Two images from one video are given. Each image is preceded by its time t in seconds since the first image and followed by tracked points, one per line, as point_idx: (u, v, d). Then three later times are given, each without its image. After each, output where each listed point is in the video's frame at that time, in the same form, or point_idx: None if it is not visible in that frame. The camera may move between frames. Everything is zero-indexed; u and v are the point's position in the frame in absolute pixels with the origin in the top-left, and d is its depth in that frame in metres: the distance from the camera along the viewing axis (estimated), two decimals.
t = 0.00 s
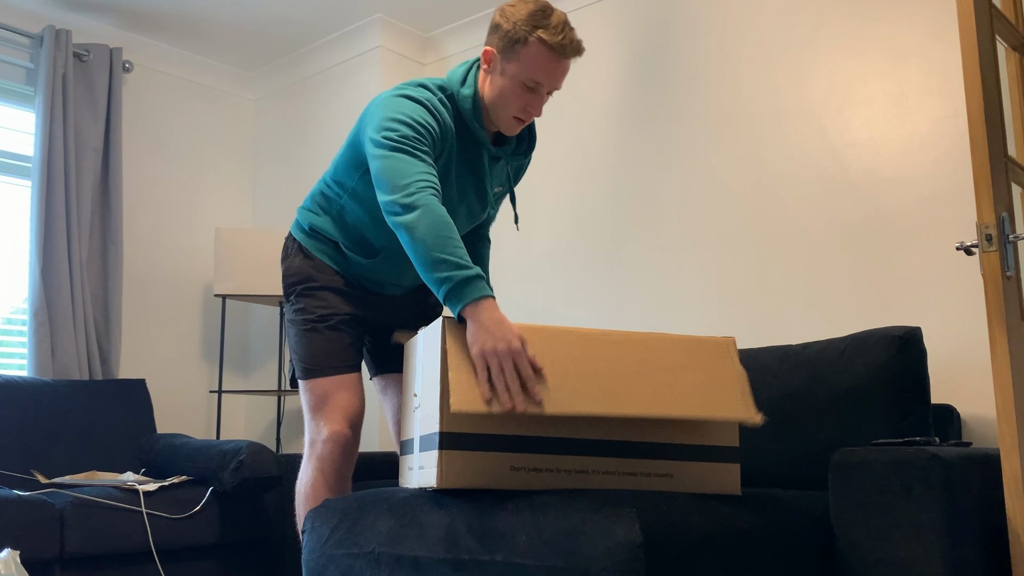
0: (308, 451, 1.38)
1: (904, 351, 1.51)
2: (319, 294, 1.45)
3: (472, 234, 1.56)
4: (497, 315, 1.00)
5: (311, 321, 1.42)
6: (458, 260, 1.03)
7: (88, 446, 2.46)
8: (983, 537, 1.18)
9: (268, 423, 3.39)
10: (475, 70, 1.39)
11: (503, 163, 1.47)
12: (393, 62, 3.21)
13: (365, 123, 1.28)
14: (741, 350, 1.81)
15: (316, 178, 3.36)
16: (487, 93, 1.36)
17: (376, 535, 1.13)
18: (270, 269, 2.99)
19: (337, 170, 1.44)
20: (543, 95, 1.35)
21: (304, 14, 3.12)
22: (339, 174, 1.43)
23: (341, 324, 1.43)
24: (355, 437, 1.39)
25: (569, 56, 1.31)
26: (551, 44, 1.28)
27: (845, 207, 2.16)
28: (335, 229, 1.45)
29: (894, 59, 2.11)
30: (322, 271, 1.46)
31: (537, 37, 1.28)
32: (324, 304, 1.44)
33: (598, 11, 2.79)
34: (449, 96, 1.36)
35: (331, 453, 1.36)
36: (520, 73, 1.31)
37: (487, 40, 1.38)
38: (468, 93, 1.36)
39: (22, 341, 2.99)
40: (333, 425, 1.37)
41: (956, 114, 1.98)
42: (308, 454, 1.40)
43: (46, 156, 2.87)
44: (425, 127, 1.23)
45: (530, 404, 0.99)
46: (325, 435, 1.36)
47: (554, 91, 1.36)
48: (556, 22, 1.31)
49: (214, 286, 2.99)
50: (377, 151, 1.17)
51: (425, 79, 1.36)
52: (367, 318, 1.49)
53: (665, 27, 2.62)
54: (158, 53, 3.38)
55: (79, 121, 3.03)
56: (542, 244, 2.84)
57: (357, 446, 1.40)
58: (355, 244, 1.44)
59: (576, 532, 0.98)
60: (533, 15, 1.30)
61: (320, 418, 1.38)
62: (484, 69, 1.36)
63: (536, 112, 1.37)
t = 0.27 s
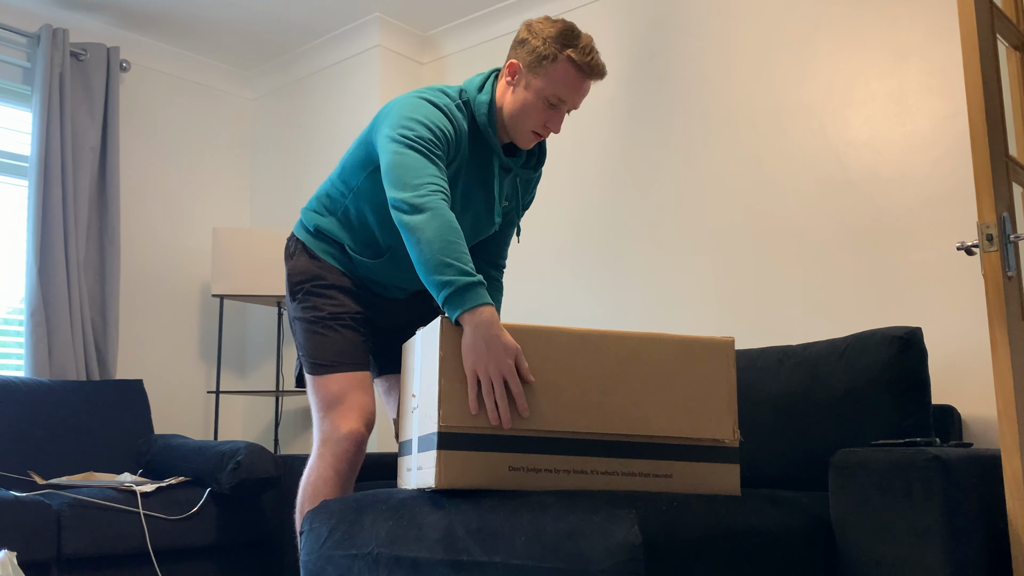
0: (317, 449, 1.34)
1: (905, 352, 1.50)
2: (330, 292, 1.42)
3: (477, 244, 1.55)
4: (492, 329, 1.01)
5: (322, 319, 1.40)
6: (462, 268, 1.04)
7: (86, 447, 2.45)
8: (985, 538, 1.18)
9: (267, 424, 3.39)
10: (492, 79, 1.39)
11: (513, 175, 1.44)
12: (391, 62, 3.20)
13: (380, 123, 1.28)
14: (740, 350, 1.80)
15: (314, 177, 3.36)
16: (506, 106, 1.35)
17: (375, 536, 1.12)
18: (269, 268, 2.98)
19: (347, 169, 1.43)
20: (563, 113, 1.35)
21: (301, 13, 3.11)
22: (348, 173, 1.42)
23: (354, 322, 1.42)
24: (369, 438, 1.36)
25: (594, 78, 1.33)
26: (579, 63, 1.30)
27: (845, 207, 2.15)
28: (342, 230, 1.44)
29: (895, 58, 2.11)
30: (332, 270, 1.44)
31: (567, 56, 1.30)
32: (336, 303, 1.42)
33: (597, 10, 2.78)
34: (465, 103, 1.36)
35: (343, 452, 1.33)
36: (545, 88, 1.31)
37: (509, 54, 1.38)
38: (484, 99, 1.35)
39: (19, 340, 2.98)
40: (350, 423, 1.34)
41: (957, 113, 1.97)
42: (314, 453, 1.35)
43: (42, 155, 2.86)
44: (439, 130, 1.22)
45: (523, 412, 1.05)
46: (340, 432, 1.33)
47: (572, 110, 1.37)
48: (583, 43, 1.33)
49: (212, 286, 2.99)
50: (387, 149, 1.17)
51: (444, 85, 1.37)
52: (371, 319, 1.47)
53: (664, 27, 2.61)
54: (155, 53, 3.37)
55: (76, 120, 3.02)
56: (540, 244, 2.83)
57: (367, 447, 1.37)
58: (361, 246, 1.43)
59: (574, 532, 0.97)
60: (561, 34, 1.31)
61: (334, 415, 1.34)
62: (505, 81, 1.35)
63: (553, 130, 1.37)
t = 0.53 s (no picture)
0: (304, 450, 1.33)
1: (905, 352, 1.50)
2: (315, 293, 1.40)
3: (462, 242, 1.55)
4: (493, 336, 1.01)
5: (308, 320, 1.38)
6: (456, 272, 1.03)
7: (83, 448, 2.44)
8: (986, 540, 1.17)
9: (265, 424, 3.38)
10: (476, 76, 1.38)
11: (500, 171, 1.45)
12: (390, 61, 3.19)
13: (367, 123, 1.26)
14: (740, 351, 1.79)
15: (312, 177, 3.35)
16: (506, 107, 1.34)
17: (373, 537, 1.12)
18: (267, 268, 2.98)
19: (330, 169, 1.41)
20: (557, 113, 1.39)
21: (299, 12, 3.10)
22: (330, 172, 1.40)
23: (341, 322, 1.40)
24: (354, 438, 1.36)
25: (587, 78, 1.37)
26: (579, 66, 1.33)
27: (845, 207, 2.15)
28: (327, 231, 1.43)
29: (895, 57, 2.10)
30: (315, 271, 1.42)
31: (568, 60, 1.32)
32: (321, 302, 1.40)
33: (596, 9, 2.78)
34: (450, 100, 1.34)
35: (330, 454, 1.33)
36: (549, 92, 1.33)
37: (497, 52, 1.35)
38: (470, 98, 1.34)
39: (16, 341, 2.97)
40: (338, 425, 1.33)
41: (957, 113, 1.97)
42: (300, 454, 1.34)
43: (39, 155, 2.85)
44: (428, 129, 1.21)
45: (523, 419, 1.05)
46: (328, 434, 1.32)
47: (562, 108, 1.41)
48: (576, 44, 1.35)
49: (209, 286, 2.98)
50: (375, 152, 1.15)
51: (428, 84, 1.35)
52: (356, 319, 1.46)
53: (663, 26, 2.60)
54: (153, 52, 3.36)
55: (73, 119, 3.01)
56: (539, 244, 2.82)
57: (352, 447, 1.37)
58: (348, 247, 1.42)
59: (573, 534, 0.97)
60: (557, 37, 1.33)
61: (321, 416, 1.33)
62: (500, 82, 1.33)
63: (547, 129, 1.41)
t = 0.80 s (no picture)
0: (300, 452, 1.32)
1: (905, 352, 1.49)
2: (305, 295, 1.40)
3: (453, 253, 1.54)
4: (465, 355, 1.00)
5: (299, 321, 1.37)
6: (436, 287, 1.01)
7: (80, 449, 2.43)
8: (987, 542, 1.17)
9: (263, 425, 3.37)
10: (470, 97, 1.37)
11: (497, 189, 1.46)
12: (388, 60, 3.19)
13: (371, 137, 1.25)
14: (740, 351, 1.79)
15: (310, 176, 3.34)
16: (515, 126, 1.36)
17: (371, 539, 1.11)
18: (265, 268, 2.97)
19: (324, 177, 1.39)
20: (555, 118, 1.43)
21: (297, 11, 3.09)
22: (321, 181, 1.40)
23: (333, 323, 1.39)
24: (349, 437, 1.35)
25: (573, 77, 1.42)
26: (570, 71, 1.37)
27: (844, 207, 2.14)
28: (319, 239, 1.41)
29: (895, 56, 2.09)
30: (306, 273, 1.41)
31: (560, 67, 1.36)
32: (312, 304, 1.39)
33: (595, 8, 2.77)
34: (450, 120, 1.34)
35: (326, 455, 1.31)
36: (553, 102, 1.36)
37: (487, 75, 1.35)
38: (471, 120, 1.33)
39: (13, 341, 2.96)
40: (331, 424, 1.33)
41: (958, 112, 1.96)
42: (296, 456, 1.32)
43: (36, 154, 2.84)
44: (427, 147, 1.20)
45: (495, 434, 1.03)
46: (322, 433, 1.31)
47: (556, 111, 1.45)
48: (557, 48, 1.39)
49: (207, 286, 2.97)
50: (375, 162, 1.15)
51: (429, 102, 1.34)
52: (346, 322, 1.45)
53: (663, 25, 2.60)
54: (150, 51, 3.35)
55: (70, 119, 3.00)
56: (538, 244, 2.82)
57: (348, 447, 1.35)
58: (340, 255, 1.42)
59: (573, 535, 0.96)
60: (544, 48, 1.35)
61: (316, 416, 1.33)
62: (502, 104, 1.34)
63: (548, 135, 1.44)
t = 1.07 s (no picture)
0: (304, 447, 1.31)
1: (905, 353, 1.48)
2: (324, 296, 1.39)
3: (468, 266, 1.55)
4: (455, 323, 1.07)
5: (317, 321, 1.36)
6: (428, 258, 1.07)
7: (76, 450, 2.42)
8: (987, 541, 1.16)
9: (261, 426, 3.36)
10: (503, 117, 1.41)
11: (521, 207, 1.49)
12: (386, 59, 3.18)
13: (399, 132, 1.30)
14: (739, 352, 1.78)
15: (308, 175, 3.33)
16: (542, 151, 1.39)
17: (370, 539, 1.11)
18: (263, 268, 2.96)
19: (354, 177, 1.42)
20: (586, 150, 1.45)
21: (295, 9, 3.08)
22: (353, 182, 1.42)
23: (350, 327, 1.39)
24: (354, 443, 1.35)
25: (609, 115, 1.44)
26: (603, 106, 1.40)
27: (844, 207, 2.14)
28: (341, 239, 1.41)
29: (896, 56, 2.09)
30: (327, 273, 1.40)
31: (594, 101, 1.39)
32: (331, 305, 1.39)
33: (594, 7, 2.76)
34: (483, 136, 1.37)
35: (329, 454, 1.31)
36: (581, 133, 1.40)
37: (523, 100, 1.40)
38: (503, 137, 1.37)
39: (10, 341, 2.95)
40: (340, 427, 1.33)
41: (959, 111, 1.96)
42: (299, 451, 1.32)
43: (33, 154, 2.83)
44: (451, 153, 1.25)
45: (489, 402, 1.08)
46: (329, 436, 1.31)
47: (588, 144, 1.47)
48: (595, 83, 1.42)
49: (205, 286, 2.96)
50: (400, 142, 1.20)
51: (462, 117, 1.39)
52: (364, 325, 1.44)
53: (662, 24, 2.59)
54: (147, 50, 3.34)
55: (66, 118, 2.99)
56: (537, 244, 2.81)
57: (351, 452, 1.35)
58: (359, 256, 1.41)
59: (573, 536, 0.95)
60: (578, 79, 1.38)
61: (324, 417, 1.33)
62: (531, 125, 1.38)
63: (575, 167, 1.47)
